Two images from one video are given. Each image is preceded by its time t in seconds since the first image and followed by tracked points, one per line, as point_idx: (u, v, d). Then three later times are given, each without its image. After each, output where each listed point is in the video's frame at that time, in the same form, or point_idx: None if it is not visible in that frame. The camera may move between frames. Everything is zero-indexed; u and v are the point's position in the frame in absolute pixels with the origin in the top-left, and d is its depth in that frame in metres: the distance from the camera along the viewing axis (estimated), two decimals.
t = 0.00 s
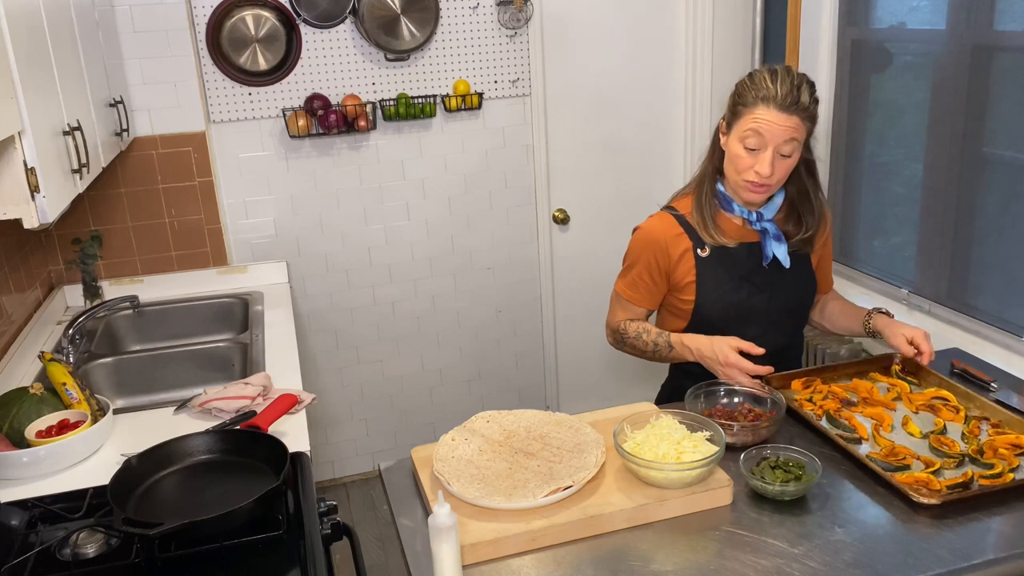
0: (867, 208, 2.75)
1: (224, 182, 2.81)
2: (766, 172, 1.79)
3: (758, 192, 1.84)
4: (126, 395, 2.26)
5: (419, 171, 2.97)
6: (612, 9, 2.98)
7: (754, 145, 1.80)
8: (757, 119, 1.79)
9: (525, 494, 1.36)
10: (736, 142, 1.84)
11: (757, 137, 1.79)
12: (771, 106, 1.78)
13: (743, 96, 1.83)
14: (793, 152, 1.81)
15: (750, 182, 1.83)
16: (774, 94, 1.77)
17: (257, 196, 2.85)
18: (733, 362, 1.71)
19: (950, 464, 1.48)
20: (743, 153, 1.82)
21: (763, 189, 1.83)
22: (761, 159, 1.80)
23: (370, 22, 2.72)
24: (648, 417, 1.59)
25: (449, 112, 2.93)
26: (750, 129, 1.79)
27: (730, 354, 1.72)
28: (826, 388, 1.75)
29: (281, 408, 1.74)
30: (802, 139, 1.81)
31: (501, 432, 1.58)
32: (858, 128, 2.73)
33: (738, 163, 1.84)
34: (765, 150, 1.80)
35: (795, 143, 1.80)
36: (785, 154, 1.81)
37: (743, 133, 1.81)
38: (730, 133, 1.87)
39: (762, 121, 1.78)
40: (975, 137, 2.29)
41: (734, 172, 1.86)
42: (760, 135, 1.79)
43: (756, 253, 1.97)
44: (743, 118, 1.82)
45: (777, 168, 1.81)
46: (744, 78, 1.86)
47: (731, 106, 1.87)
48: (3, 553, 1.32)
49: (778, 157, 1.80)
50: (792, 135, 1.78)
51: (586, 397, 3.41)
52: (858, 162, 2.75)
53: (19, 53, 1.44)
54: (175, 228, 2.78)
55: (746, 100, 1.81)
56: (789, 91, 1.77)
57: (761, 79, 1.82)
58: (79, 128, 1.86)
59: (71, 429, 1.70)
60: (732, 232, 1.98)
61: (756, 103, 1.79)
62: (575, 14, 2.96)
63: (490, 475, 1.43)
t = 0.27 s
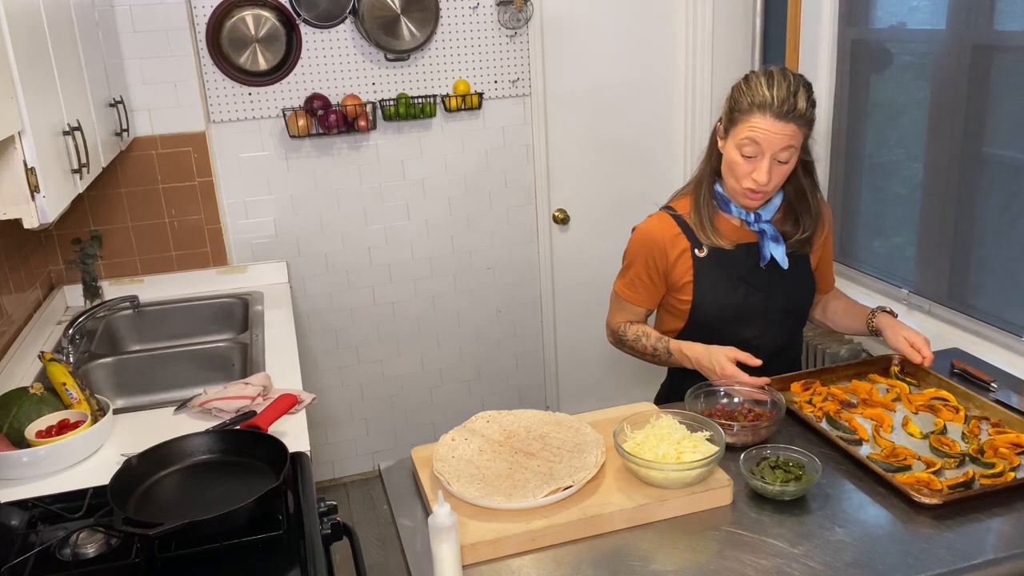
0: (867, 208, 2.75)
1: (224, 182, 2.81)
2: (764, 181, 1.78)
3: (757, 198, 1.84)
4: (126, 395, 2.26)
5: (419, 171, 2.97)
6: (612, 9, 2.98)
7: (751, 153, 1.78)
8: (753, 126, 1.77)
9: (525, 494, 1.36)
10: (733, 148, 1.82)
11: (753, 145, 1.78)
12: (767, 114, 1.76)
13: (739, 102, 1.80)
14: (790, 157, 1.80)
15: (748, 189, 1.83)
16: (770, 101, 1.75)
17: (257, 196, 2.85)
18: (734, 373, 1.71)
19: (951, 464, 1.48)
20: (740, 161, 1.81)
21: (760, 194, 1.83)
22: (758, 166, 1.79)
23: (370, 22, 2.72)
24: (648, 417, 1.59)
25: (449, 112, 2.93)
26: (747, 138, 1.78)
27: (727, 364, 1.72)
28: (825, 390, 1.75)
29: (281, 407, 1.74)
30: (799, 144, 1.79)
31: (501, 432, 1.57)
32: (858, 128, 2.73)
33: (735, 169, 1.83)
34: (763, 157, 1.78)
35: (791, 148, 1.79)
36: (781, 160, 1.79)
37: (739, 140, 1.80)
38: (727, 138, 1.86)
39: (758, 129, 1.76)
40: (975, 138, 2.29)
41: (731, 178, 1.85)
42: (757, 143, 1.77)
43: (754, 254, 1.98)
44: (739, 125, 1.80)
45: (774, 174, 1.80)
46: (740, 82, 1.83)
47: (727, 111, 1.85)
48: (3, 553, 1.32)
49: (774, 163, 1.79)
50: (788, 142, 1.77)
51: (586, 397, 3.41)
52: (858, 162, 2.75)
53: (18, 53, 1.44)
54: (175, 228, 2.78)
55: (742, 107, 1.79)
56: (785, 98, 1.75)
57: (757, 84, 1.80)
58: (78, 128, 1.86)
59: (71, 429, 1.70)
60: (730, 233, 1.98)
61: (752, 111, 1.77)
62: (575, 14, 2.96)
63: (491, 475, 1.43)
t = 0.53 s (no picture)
0: (867, 207, 2.75)
1: (225, 183, 2.81)
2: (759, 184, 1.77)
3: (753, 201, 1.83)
4: (125, 395, 2.26)
5: (419, 171, 2.97)
6: (612, 9, 2.98)
7: (746, 156, 1.78)
8: (748, 129, 1.77)
9: (525, 494, 1.36)
10: (729, 151, 1.82)
11: (749, 148, 1.77)
12: (763, 117, 1.75)
13: (734, 105, 1.80)
14: (787, 160, 1.79)
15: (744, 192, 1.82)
16: (766, 104, 1.75)
17: (257, 196, 2.85)
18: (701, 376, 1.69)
19: (951, 464, 1.48)
20: (735, 164, 1.81)
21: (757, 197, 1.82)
22: (754, 170, 1.79)
23: (370, 23, 2.72)
24: (648, 418, 1.59)
25: (449, 112, 2.93)
26: (743, 141, 1.77)
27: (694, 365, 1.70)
28: (824, 390, 1.75)
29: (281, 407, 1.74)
30: (795, 148, 1.79)
31: (501, 433, 1.57)
32: (858, 128, 2.73)
33: (732, 173, 1.82)
34: (758, 161, 1.78)
35: (788, 151, 1.78)
36: (778, 163, 1.79)
37: (734, 143, 1.79)
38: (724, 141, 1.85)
39: (753, 132, 1.76)
40: (975, 138, 2.29)
41: (729, 181, 1.85)
42: (752, 146, 1.77)
43: (752, 255, 1.96)
44: (735, 128, 1.80)
45: (771, 177, 1.79)
46: (736, 85, 1.83)
47: (724, 114, 1.85)
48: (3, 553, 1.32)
49: (771, 167, 1.78)
50: (785, 144, 1.76)
51: (586, 397, 3.41)
52: (858, 162, 2.75)
53: (18, 53, 1.44)
54: (175, 228, 2.78)
55: (737, 109, 1.79)
56: (780, 101, 1.75)
57: (753, 87, 1.79)
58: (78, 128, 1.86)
59: (71, 429, 1.70)
60: (727, 233, 1.97)
61: (747, 113, 1.77)
62: (576, 14, 2.96)
63: (490, 475, 1.43)
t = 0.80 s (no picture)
0: (867, 208, 2.75)
1: (224, 182, 2.81)
2: (752, 188, 1.77)
3: (746, 203, 1.84)
4: (125, 395, 2.26)
5: (418, 171, 2.97)
6: (612, 9, 2.98)
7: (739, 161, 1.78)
8: (741, 133, 1.76)
9: (525, 494, 1.36)
10: (721, 154, 1.82)
11: (741, 152, 1.77)
12: (755, 121, 1.75)
13: (727, 107, 1.80)
14: (779, 164, 1.79)
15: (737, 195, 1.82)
16: (757, 109, 1.74)
17: (257, 196, 2.85)
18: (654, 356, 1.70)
19: (951, 464, 1.49)
20: (728, 168, 1.81)
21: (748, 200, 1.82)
22: (747, 173, 1.79)
23: (371, 23, 2.72)
24: (648, 417, 1.59)
25: (449, 112, 2.93)
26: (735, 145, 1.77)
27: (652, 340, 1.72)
28: (825, 390, 1.75)
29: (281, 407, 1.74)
30: (788, 150, 1.78)
31: (501, 433, 1.57)
32: (859, 128, 2.73)
33: (724, 175, 1.82)
34: (751, 164, 1.77)
35: (780, 156, 1.78)
36: (770, 167, 1.78)
37: (727, 146, 1.79)
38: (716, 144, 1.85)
39: (746, 136, 1.75)
40: (975, 138, 2.29)
41: (721, 182, 1.85)
42: (745, 150, 1.76)
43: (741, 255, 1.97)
44: (727, 130, 1.79)
45: (762, 180, 1.79)
46: (729, 86, 1.82)
47: (716, 117, 1.84)
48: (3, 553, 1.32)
49: (762, 170, 1.78)
50: (777, 149, 1.76)
51: (586, 397, 3.41)
52: (858, 162, 2.75)
53: (18, 53, 1.44)
54: (175, 228, 2.78)
55: (730, 112, 1.78)
56: (772, 106, 1.74)
57: (745, 89, 1.78)
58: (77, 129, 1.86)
59: (71, 429, 1.70)
60: (716, 233, 1.98)
61: (739, 118, 1.77)
62: (576, 14, 2.96)
63: (489, 475, 1.43)
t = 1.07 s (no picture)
0: (867, 208, 2.75)
1: (224, 182, 2.81)
2: (720, 181, 1.77)
3: (716, 201, 1.83)
4: (125, 395, 2.26)
5: (418, 171, 2.97)
6: (612, 9, 2.98)
7: (706, 155, 1.79)
8: (706, 128, 1.78)
9: (525, 494, 1.36)
10: (689, 152, 1.82)
11: (708, 147, 1.78)
12: (720, 114, 1.77)
13: (692, 104, 1.82)
14: (747, 159, 1.80)
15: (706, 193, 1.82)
16: (723, 102, 1.77)
17: (257, 196, 2.85)
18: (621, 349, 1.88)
19: (951, 464, 1.49)
20: (695, 165, 1.81)
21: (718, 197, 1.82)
22: (714, 168, 1.79)
23: (370, 23, 2.72)
24: (648, 418, 1.59)
25: (449, 112, 2.93)
26: (702, 140, 1.78)
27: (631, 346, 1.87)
28: (824, 390, 1.75)
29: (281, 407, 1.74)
30: (755, 146, 1.80)
31: (501, 433, 1.57)
32: (859, 128, 2.73)
33: (693, 172, 1.82)
34: (718, 159, 1.78)
35: (748, 151, 1.79)
36: (738, 162, 1.79)
37: (694, 143, 1.80)
38: (684, 143, 1.86)
39: (713, 130, 1.77)
40: (975, 138, 2.29)
41: (690, 182, 1.85)
42: (712, 144, 1.77)
43: (714, 259, 1.97)
44: (693, 127, 1.81)
45: (731, 175, 1.79)
46: (694, 86, 1.85)
47: (682, 116, 1.86)
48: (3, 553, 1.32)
49: (730, 165, 1.79)
50: (744, 142, 1.77)
51: (586, 397, 3.41)
52: (858, 162, 2.75)
53: (18, 52, 1.44)
54: (174, 228, 2.78)
55: (695, 108, 1.81)
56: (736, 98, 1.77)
57: (710, 87, 1.81)
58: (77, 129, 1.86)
59: (71, 429, 1.70)
60: (689, 237, 1.99)
61: (704, 113, 1.79)
62: (576, 14, 2.96)
63: (489, 476, 1.43)
